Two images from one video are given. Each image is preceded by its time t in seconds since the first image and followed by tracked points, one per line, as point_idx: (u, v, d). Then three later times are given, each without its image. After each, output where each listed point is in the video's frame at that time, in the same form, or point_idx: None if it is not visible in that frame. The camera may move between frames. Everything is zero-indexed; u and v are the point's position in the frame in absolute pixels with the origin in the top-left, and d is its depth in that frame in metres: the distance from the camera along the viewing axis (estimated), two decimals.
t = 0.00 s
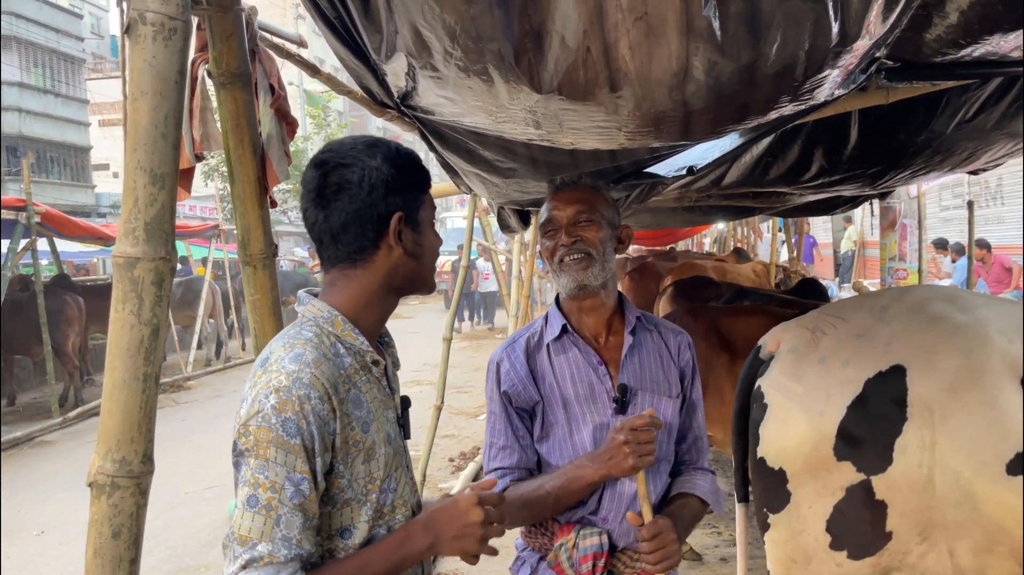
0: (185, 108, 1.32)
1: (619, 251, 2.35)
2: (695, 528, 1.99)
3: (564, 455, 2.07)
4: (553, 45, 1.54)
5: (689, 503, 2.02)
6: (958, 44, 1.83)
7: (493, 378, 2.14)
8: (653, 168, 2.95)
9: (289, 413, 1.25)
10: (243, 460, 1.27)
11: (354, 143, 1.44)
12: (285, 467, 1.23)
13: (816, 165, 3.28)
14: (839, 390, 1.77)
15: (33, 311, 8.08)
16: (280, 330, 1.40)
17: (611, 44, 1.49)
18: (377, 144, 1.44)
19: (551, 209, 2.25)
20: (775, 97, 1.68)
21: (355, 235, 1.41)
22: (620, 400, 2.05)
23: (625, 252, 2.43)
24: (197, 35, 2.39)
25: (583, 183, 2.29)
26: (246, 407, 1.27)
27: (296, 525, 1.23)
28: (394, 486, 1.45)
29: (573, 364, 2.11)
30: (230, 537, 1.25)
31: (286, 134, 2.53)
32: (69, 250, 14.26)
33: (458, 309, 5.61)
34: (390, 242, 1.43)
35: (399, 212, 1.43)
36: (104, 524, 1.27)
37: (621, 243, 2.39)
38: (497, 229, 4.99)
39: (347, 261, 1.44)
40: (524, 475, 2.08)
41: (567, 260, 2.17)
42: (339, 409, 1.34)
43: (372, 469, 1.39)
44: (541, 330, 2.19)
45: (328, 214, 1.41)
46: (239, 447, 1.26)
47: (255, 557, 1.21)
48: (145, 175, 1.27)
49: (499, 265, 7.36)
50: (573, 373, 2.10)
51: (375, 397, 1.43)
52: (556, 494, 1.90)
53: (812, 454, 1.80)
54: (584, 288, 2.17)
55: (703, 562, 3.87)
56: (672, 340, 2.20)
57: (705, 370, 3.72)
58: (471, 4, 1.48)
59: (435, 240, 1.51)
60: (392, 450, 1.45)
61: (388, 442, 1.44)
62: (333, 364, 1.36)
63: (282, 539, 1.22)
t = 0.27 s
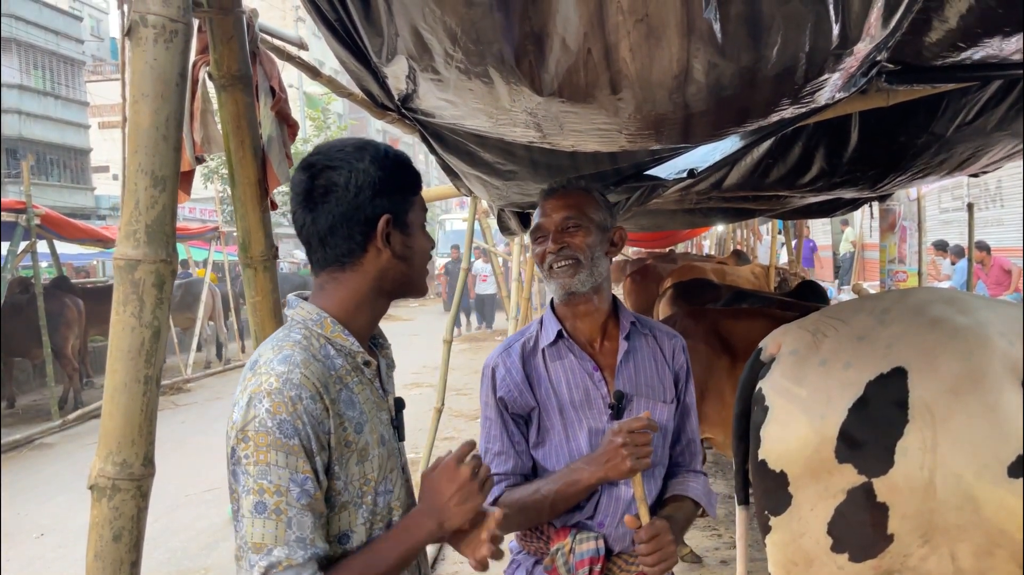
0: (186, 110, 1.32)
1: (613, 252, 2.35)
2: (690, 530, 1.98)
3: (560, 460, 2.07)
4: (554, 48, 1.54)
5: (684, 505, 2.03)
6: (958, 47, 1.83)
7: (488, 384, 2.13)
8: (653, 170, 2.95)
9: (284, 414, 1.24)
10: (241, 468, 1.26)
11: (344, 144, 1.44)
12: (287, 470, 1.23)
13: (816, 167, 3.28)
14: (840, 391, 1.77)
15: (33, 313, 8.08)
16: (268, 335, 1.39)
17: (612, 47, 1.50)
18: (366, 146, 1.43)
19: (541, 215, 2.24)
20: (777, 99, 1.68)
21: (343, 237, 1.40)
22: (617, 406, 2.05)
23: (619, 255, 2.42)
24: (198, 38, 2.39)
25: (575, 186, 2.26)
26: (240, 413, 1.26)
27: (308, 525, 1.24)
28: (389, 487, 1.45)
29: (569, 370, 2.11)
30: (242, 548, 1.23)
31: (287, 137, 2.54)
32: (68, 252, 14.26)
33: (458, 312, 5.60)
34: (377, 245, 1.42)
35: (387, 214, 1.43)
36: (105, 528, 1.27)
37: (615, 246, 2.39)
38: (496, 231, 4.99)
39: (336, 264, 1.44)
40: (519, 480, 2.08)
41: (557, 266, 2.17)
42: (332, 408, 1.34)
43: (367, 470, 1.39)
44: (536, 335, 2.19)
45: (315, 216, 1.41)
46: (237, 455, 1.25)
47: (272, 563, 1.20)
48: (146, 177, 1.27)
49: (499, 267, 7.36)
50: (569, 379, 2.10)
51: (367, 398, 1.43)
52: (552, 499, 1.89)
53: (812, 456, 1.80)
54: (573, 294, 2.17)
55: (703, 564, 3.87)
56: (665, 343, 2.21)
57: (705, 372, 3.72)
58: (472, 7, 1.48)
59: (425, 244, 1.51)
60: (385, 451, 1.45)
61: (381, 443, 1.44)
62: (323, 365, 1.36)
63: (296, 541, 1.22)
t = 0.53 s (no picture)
0: (187, 112, 1.32)
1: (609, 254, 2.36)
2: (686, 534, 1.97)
3: (556, 463, 2.06)
4: (555, 49, 1.54)
5: (681, 508, 2.02)
6: (959, 49, 1.84)
7: (485, 387, 2.13)
8: (653, 172, 2.95)
9: (280, 417, 1.24)
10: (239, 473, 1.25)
11: (338, 145, 1.44)
12: (288, 472, 1.23)
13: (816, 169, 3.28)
14: (839, 393, 1.77)
15: (32, 315, 8.07)
16: (262, 339, 1.39)
17: (614, 48, 1.50)
18: (359, 148, 1.43)
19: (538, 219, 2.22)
20: (777, 101, 1.68)
21: (336, 239, 1.40)
22: (612, 408, 2.05)
23: (616, 257, 2.43)
24: (199, 40, 2.39)
25: (570, 189, 2.26)
26: (236, 417, 1.26)
27: (312, 526, 1.24)
28: (386, 489, 1.45)
29: (565, 372, 2.11)
30: (246, 552, 1.23)
31: (288, 139, 2.53)
32: (68, 254, 14.25)
33: (458, 314, 5.59)
34: (369, 246, 1.42)
35: (379, 215, 1.42)
36: (105, 530, 1.26)
37: (610, 248, 2.38)
38: (496, 233, 4.99)
39: (330, 267, 1.43)
40: (517, 483, 2.07)
41: (557, 270, 2.16)
42: (327, 410, 1.33)
43: (363, 473, 1.39)
44: (532, 338, 2.19)
45: (307, 218, 1.41)
46: (235, 459, 1.24)
47: (279, 566, 1.20)
48: (148, 179, 1.27)
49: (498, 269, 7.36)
50: (565, 381, 2.10)
51: (364, 400, 1.43)
52: (547, 502, 1.89)
53: (812, 458, 1.80)
54: (573, 298, 2.17)
55: (703, 566, 3.87)
56: (663, 345, 2.20)
57: (705, 374, 3.71)
58: (473, 9, 1.48)
59: (419, 246, 1.51)
60: (382, 453, 1.45)
61: (378, 446, 1.44)
62: (318, 367, 1.36)
63: (302, 542, 1.22)
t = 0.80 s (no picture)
0: (186, 113, 1.31)
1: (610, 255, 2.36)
2: (688, 536, 1.97)
3: (558, 464, 2.06)
4: (555, 50, 1.54)
5: (683, 510, 2.01)
6: (959, 50, 1.83)
7: (486, 388, 2.13)
8: (652, 173, 2.94)
9: (281, 419, 1.24)
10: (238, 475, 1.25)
11: (336, 147, 1.45)
12: (287, 474, 1.22)
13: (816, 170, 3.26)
14: (839, 395, 1.77)
15: (31, 316, 8.06)
16: (261, 339, 1.38)
17: (614, 50, 1.50)
18: (357, 149, 1.44)
19: (540, 219, 2.23)
20: (778, 102, 1.68)
21: (332, 241, 1.40)
22: (614, 410, 2.04)
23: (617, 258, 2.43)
24: (198, 40, 2.39)
25: (572, 189, 2.26)
26: (235, 418, 1.25)
27: (310, 529, 1.23)
28: (383, 493, 1.45)
29: (566, 372, 2.11)
30: (243, 555, 1.22)
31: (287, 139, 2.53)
32: (67, 255, 14.24)
33: (457, 316, 5.57)
34: (366, 249, 1.42)
35: (376, 217, 1.42)
36: (104, 532, 1.26)
37: (611, 248, 2.38)
38: (496, 234, 4.99)
39: (327, 269, 1.43)
40: (518, 484, 2.06)
41: (559, 271, 2.17)
42: (327, 412, 1.33)
43: (361, 477, 1.39)
44: (534, 339, 2.18)
45: (305, 220, 1.42)
46: (234, 461, 1.24)
47: (276, 569, 1.19)
48: (146, 180, 1.26)
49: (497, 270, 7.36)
50: (566, 382, 2.10)
51: (362, 403, 1.42)
52: (548, 504, 1.88)
53: (813, 460, 1.80)
54: (575, 299, 2.17)
55: (703, 567, 3.86)
56: (665, 345, 2.20)
57: (705, 375, 3.71)
58: (473, 9, 1.48)
59: (417, 248, 1.50)
60: (379, 456, 1.45)
61: (376, 449, 1.43)
62: (317, 369, 1.35)
63: (299, 545, 1.21)
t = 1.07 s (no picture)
0: (187, 112, 1.31)
1: (612, 256, 2.35)
2: (689, 536, 1.97)
3: (559, 465, 2.05)
4: (556, 49, 1.54)
5: (685, 511, 2.01)
6: (961, 49, 1.83)
7: (487, 389, 2.12)
8: (653, 172, 2.96)
9: (273, 422, 1.23)
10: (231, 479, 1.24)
11: (329, 147, 1.45)
12: (280, 478, 1.22)
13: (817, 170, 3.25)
14: (840, 396, 1.77)
15: (30, 316, 8.06)
16: (252, 342, 1.38)
17: (616, 50, 1.50)
18: (349, 148, 1.45)
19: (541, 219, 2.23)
20: (779, 101, 1.68)
21: (318, 238, 1.41)
22: (616, 411, 2.04)
23: (618, 258, 2.42)
24: (198, 40, 2.38)
25: (573, 189, 2.25)
26: (227, 422, 1.25)
27: (304, 533, 1.23)
28: (377, 494, 1.45)
29: (567, 373, 2.11)
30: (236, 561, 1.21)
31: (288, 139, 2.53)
32: (66, 255, 14.23)
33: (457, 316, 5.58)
34: (353, 246, 1.41)
35: (364, 216, 1.41)
36: (104, 534, 1.25)
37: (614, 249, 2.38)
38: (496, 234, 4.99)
39: (314, 267, 1.43)
40: (519, 485, 2.06)
41: (559, 272, 2.17)
42: (320, 415, 1.33)
43: (355, 479, 1.39)
44: (535, 338, 2.18)
45: (293, 217, 1.43)
46: (226, 466, 1.23)
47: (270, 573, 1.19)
48: (147, 180, 1.26)
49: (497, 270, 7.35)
50: (567, 382, 2.10)
51: (355, 404, 1.42)
52: (550, 504, 1.88)
53: (814, 460, 1.80)
54: (575, 301, 2.17)
55: (703, 568, 3.86)
56: (665, 345, 2.20)
57: (705, 375, 3.71)
58: (475, 9, 1.48)
59: (408, 248, 1.48)
60: (374, 458, 1.44)
61: (370, 450, 1.43)
62: (309, 371, 1.35)
63: (293, 550, 1.21)
